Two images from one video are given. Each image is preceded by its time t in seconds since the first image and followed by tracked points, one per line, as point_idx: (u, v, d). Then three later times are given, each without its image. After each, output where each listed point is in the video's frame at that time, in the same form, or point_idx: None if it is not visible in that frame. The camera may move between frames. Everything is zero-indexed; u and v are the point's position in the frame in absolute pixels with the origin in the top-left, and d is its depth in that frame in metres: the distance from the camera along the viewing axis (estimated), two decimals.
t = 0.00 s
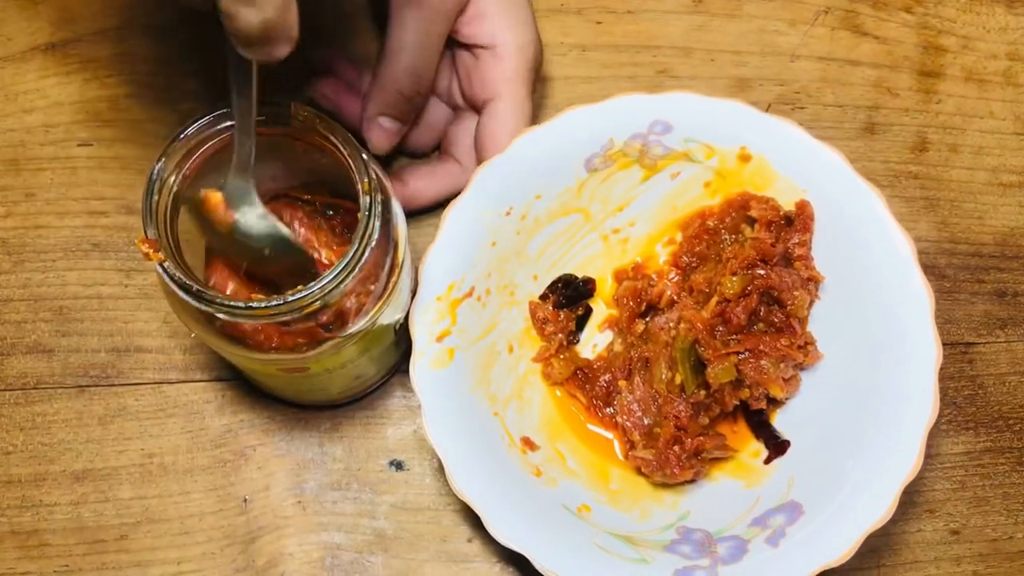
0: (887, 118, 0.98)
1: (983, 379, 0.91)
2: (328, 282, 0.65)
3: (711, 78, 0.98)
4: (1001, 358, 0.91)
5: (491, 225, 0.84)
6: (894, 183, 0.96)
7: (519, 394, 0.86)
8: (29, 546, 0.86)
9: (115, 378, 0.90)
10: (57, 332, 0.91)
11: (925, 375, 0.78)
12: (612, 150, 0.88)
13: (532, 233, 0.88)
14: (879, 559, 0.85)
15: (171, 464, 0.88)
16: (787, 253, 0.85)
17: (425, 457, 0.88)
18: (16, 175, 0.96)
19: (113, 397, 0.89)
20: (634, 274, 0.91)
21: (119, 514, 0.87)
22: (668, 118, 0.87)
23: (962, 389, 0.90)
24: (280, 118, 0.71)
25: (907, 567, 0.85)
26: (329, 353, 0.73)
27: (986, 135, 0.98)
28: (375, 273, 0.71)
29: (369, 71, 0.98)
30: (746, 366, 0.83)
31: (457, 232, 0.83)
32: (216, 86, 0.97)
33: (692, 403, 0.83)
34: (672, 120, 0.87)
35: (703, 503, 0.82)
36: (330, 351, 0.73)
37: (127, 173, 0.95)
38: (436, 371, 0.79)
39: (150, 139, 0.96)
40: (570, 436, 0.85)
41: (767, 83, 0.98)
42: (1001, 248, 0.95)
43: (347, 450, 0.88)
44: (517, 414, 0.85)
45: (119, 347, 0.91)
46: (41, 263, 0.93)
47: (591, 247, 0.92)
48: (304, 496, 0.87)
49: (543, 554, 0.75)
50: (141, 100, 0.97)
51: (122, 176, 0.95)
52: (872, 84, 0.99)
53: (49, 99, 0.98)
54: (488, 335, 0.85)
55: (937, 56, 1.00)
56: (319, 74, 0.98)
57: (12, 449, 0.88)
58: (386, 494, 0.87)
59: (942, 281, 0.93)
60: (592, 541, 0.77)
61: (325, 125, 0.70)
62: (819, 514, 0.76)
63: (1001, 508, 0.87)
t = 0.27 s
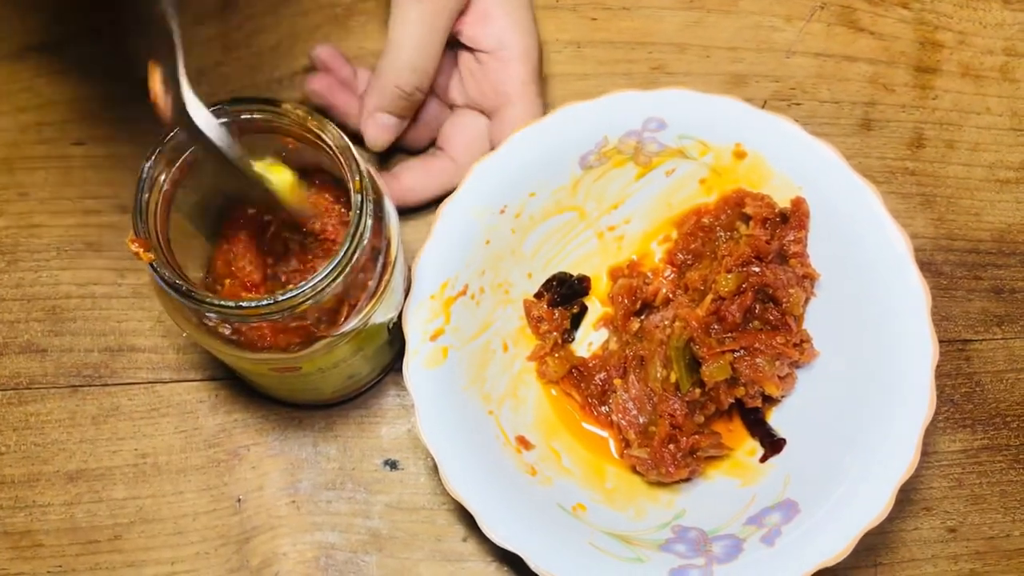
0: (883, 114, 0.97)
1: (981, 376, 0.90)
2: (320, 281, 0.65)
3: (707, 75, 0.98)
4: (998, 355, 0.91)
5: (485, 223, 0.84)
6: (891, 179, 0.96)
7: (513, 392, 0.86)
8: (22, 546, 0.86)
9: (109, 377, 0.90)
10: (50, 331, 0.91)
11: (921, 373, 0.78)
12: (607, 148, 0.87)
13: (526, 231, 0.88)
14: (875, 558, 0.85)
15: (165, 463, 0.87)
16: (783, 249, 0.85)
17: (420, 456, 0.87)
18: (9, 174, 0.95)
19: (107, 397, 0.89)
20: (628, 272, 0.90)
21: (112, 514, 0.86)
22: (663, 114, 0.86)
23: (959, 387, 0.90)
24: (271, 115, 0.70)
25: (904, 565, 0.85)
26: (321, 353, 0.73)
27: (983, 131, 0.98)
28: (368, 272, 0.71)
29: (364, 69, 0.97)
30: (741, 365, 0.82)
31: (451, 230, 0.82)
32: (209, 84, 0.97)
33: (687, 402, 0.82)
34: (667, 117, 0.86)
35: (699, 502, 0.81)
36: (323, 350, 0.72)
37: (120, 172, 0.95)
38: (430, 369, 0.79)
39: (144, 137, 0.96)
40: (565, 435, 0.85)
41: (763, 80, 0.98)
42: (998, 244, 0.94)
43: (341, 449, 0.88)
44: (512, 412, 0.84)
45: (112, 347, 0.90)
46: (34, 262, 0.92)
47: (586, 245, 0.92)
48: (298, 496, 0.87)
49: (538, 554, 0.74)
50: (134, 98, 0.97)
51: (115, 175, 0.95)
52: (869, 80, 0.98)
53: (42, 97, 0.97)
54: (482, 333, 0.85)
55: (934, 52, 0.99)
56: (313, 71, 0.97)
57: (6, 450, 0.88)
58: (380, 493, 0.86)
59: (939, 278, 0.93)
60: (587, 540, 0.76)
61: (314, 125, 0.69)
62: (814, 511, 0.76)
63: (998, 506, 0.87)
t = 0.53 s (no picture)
0: (880, 112, 0.97)
1: (977, 374, 0.90)
2: (315, 280, 0.65)
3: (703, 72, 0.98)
4: (995, 352, 0.91)
5: (481, 221, 0.84)
6: (887, 177, 0.96)
7: (510, 391, 0.86)
8: (20, 546, 0.86)
9: (106, 377, 0.90)
10: (47, 331, 0.91)
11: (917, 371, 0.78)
12: (603, 146, 0.87)
13: (522, 230, 0.88)
14: (872, 555, 0.85)
15: (162, 463, 0.87)
16: (780, 247, 0.85)
17: (417, 455, 0.87)
18: (6, 174, 0.95)
19: (104, 396, 0.89)
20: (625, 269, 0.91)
21: (110, 513, 0.86)
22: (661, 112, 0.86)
23: (956, 384, 0.90)
24: (265, 114, 0.70)
25: (901, 563, 0.85)
26: (317, 352, 0.73)
27: (979, 128, 0.98)
28: (363, 269, 0.71)
29: (360, 66, 0.97)
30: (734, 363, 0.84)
31: (447, 229, 0.82)
32: (206, 83, 0.97)
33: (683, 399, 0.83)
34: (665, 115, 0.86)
35: (696, 499, 0.82)
36: (318, 349, 0.72)
37: (117, 171, 0.95)
38: (427, 368, 0.79)
39: (140, 137, 0.96)
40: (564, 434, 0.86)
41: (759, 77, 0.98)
42: (994, 242, 0.94)
43: (338, 448, 0.88)
44: (509, 411, 0.85)
45: (109, 346, 0.90)
46: (30, 262, 0.92)
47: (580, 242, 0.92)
48: (296, 495, 0.87)
49: (536, 554, 0.74)
50: (130, 97, 0.97)
51: (112, 175, 0.95)
52: (865, 77, 0.98)
53: (38, 97, 0.97)
54: (478, 332, 0.85)
55: (931, 49, 0.99)
56: (309, 70, 0.97)
57: (3, 449, 0.88)
58: (378, 492, 0.86)
59: (936, 275, 0.93)
60: (584, 538, 0.76)
61: (307, 122, 0.68)
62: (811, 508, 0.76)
63: (995, 503, 0.87)
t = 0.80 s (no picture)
0: (882, 104, 0.97)
1: (980, 365, 0.90)
2: (317, 273, 0.65)
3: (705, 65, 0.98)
4: (998, 344, 0.91)
5: (484, 215, 0.84)
6: (890, 169, 0.95)
7: (513, 383, 0.87)
8: (24, 540, 0.86)
9: (109, 371, 0.90)
10: (50, 326, 0.91)
11: (921, 367, 0.77)
12: (608, 139, 0.86)
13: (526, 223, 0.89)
14: (875, 547, 0.85)
15: (166, 457, 0.87)
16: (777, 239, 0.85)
17: (420, 448, 0.87)
18: (8, 169, 0.95)
19: (107, 391, 0.89)
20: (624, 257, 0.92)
21: (114, 508, 0.87)
22: (665, 107, 0.84)
23: (959, 375, 0.90)
24: (266, 107, 0.70)
25: (905, 554, 0.85)
26: (319, 345, 0.73)
27: (982, 120, 0.97)
28: (366, 262, 0.71)
29: (361, 61, 0.97)
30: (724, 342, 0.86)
31: (450, 222, 0.82)
32: (207, 78, 0.97)
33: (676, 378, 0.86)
34: (670, 109, 0.85)
35: (698, 494, 0.83)
36: (321, 342, 0.72)
37: (119, 166, 0.95)
38: (430, 360, 0.78)
39: (142, 132, 0.96)
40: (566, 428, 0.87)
41: (761, 70, 0.98)
42: (997, 233, 0.94)
43: (341, 442, 0.88)
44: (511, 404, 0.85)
45: (112, 341, 0.91)
46: (33, 257, 0.93)
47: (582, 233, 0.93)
48: (299, 489, 0.87)
49: (539, 547, 0.74)
50: (132, 92, 0.97)
51: (114, 170, 0.95)
52: (868, 69, 0.98)
53: (40, 92, 0.97)
54: (483, 325, 0.86)
55: (933, 41, 0.99)
56: (311, 64, 0.97)
57: (7, 444, 0.88)
58: (381, 485, 0.86)
59: (938, 267, 0.93)
60: (587, 531, 0.76)
61: (307, 114, 0.68)
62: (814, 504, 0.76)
63: (999, 494, 0.87)
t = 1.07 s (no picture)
0: (886, 97, 0.97)
1: (984, 359, 0.90)
2: (317, 267, 0.65)
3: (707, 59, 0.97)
4: (1002, 337, 0.91)
5: (485, 207, 0.84)
6: (893, 162, 0.95)
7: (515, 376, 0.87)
8: (28, 535, 0.86)
9: (112, 366, 0.90)
10: (53, 321, 0.91)
11: (925, 355, 0.77)
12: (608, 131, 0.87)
13: (527, 216, 0.88)
14: (878, 541, 0.85)
15: (169, 452, 0.88)
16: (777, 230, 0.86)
17: (422, 443, 0.87)
18: (11, 165, 0.95)
19: (110, 386, 0.89)
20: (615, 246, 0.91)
21: (117, 502, 0.87)
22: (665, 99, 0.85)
23: (963, 369, 0.90)
24: (267, 100, 0.70)
25: (909, 548, 0.85)
26: (321, 340, 0.73)
27: (986, 112, 0.97)
28: (367, 255, 0.71)
29: (364, 55, 0.97)
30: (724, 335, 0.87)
31: (451, 216, 0.82)
32: (209, 73, 0.97)
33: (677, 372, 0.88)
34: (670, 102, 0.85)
35: (702, 486, 0.83)
36: (323, 336, 0.72)
37: (121, 162, 0.95)
38: (431, 353, 0.78)
39: (145, 127, 0.96)
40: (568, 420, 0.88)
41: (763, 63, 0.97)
42: (1001, 227, 0.94)
43: (344, 436, 0.88)
44: (512, 397, 0.86)
45: (115, 336, 0.91)
46: (36, 252, 0.93)
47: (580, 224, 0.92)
48: (302, 483, 0.87)
49: (539, 538, 0.74)
50: (134, 88, 0.97)
51: (116, 165, 0.95)
52: (871, 62, 0.98)
53: (43, 88, 0.97)
54: (484, 318, 0.86)
55: (937, 33, 0.99)
56: (313, 59, 0.97)
57: (11, 439, 0.88)
58: (383, 480, 0.86)
59: (942, 260, 0.93)
60: (589, 523, 0.76)
61: (307, 107, 0.68)
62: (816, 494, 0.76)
63: (1003, 488, 0.87)
